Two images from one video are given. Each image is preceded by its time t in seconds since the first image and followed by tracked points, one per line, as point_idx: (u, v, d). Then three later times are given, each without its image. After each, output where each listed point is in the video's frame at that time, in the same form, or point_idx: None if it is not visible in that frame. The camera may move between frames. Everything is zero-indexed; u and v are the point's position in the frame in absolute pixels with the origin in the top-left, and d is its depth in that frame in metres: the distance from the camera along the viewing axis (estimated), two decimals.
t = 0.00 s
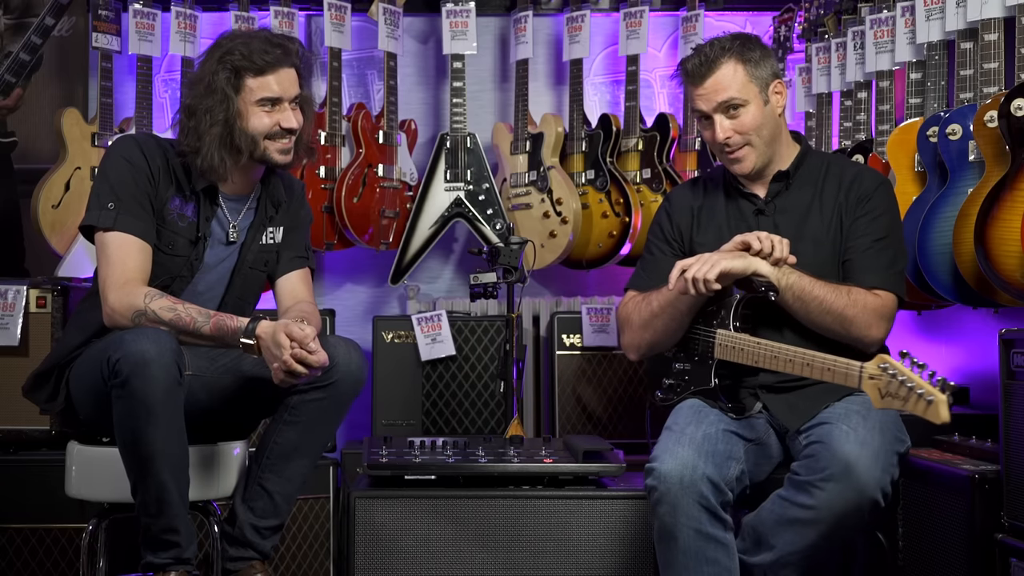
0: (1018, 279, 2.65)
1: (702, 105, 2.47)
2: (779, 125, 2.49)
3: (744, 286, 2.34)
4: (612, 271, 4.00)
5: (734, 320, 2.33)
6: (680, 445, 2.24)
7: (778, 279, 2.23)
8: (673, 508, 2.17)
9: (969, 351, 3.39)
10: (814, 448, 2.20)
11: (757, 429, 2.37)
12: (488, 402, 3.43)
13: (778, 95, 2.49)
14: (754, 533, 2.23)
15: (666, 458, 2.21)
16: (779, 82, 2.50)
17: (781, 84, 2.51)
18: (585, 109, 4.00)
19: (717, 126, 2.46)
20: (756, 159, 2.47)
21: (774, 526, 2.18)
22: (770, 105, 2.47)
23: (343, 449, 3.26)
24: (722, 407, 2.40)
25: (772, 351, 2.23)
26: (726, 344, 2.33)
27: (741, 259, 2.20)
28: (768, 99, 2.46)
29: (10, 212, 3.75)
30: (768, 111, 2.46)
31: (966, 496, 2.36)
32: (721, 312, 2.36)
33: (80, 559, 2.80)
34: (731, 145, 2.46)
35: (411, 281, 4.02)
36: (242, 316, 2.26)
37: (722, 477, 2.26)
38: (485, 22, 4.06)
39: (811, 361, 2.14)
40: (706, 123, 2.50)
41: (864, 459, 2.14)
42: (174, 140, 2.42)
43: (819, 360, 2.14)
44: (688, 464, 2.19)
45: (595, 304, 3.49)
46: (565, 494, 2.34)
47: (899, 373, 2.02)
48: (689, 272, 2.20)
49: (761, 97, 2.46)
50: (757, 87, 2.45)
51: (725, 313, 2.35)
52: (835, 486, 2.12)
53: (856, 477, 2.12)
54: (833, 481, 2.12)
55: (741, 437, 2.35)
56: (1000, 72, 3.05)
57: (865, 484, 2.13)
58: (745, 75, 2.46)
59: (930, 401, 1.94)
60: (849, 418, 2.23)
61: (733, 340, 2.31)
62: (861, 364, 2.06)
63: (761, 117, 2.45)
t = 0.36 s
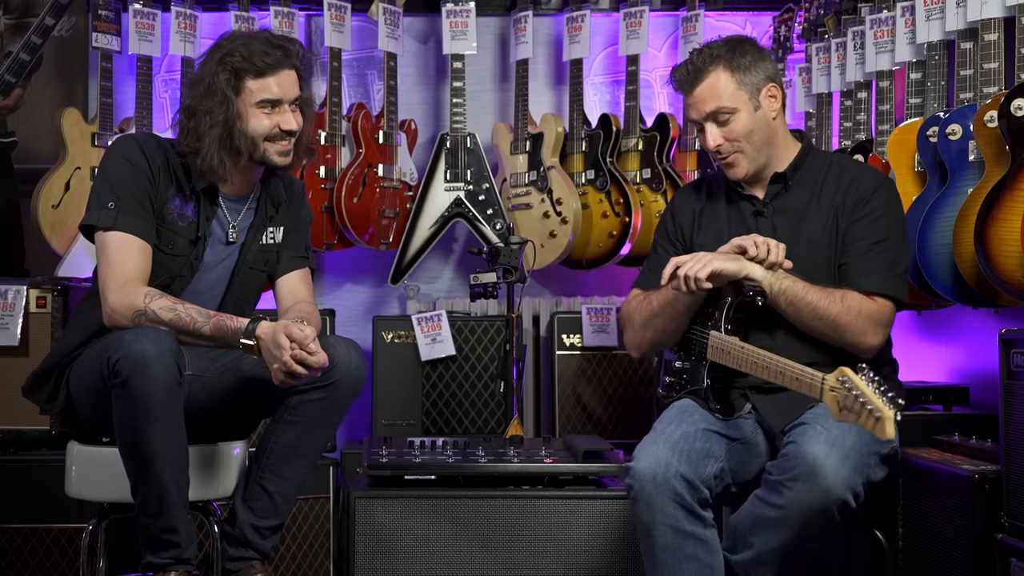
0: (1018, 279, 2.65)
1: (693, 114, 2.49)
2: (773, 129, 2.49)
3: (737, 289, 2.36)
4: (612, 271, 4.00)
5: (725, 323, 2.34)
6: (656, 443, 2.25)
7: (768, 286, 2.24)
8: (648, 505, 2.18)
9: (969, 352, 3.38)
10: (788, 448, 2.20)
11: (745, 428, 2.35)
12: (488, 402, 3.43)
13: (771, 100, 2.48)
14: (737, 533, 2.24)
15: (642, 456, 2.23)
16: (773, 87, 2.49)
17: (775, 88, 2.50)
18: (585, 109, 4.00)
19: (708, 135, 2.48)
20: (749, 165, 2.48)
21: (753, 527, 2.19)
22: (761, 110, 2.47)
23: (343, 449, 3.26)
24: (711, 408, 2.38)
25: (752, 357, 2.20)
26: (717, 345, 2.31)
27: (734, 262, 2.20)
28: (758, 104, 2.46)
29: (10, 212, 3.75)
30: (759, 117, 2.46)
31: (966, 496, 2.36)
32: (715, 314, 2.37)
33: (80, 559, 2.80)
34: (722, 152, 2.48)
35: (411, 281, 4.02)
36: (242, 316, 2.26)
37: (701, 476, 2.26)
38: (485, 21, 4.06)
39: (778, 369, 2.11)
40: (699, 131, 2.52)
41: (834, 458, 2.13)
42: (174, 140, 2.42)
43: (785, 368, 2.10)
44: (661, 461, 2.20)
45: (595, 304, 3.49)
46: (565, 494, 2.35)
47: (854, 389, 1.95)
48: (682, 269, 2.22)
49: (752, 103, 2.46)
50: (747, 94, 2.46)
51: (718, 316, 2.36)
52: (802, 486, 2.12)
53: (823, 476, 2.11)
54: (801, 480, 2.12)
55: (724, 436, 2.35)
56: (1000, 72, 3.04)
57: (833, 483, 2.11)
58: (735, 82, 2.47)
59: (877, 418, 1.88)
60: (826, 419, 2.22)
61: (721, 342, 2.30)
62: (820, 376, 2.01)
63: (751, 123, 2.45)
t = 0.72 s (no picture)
0: (1017, 279, 2.65)
1: (698, 101, 2.47)
2: (779, 123, 2.46)
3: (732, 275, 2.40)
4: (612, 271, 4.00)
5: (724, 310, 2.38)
6: (668, 435, 2.25)
7: (770, 270, 2.28)
8: (664, 496, 2.16)
9: (971, 352, 3.38)
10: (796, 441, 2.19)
11: (750, 423, 2.36)
12: (488, 402, 3.43)
13: (779, 93, 2.45)
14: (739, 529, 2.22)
15: (657, 448, 2.22)
16: (781, 81, 2.46)
17: (783, 81, 2.47)
18: (585, 109, 4.00)
19: (712, 123, 2.46)
20: (752, 156, 2.46)
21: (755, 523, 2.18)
22: (768, 102, 2.44)
23: (343, 449, 3.26)
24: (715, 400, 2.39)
25: (757, 334, 2.28)
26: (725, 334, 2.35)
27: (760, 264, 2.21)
28: (765, 95, 2.44)
29: (10, 212, 3.75)
30: (765, 108, 2.44)
31: (966, 496, 2.36)
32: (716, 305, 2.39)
33: (80, 559, 2.80)
34: (726, 141, 2.46)
35: (411, 281, 4.02)
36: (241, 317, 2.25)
37: (711, 469, 2.26)
38: (485, 21, 4.06)
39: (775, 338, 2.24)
40: (705, 119, 2.50)
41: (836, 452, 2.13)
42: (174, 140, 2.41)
43: (784, 338, 2.22)
44: (676, 453, 2.20)
45: (595, 305, 3.49)
46: (565, 494, 2.34)
47: (863, 344, 2.11)
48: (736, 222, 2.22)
49: (758, 93, 2.44)
50: (754, 84, 2.44)
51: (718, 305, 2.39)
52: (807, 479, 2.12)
53: (827, 469, 2.11)
54: (806, 473, 2.12)
55: (731, 430, 2.35)
56: (1000, 72, 3.05)
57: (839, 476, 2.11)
58: (742, 71, 2.45)
59: (890, 362, 2.07)
60: (832, 412, 2.21)
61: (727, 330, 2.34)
62: (826, 336, 2.14)
63: (756, 113, 2.43)
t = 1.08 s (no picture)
0: (1017, 279, 2.64)
1: (733, 88, 2.53)
2: (807, 120, 2.51)
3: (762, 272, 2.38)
4: (612, 271, 4.00)
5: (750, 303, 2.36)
6: (698, 436, 2.26)
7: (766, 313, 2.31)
8: (694, 496, 2.17)
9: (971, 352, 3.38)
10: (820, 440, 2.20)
11: (767, 421, 2.37)
12: (488, 402, 3.43)
13: (811, 92, 2.51)
14: (758, 528, 2.24)
15: (689, 449, 2.23)
16: (814, 79, 2.52)
17: (815, 81, 2.53)
18: (585, 109, 4.00)
19: (744, 110, 2.51)
20: (777, 148, 2.50)
21: (780, 525, 2.19)
22: (800, 98, 2.50)
23: (343, 449, 3.27)
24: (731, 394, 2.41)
25: (796, 328, 2.19)
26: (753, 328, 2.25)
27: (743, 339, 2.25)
28: (798, 91, 2.49)
29: (10, 212, 3.75)
30: (797, 103, 2.49)
31: (966, 496, 2.36)
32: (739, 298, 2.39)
33: (80, 559, 2.80)
34: (754, 130, 2.51)
35: (411, 281, 4.03)
36: (242, 317, 2.25)
37: (737, 470, 2.27)
38: (485, 21, 4.06)
39: (824, 329, 2.16)
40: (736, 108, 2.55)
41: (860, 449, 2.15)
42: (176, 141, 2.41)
43: (846, 328, 2.13)
44: (708, 456, 2.21)
45: (595, 304, 3.50)
46: (565, 494, 2.34)
47: (938, 331, 2.03)
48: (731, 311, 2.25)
49: (792, 88, 2.49)
50: (789, 78, 2.49)
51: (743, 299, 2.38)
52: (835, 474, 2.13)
53: (854, 466, 2.13)
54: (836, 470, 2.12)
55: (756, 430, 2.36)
56: (1000, 72, 3.05)
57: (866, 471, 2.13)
58: (779, 63, 2.51)
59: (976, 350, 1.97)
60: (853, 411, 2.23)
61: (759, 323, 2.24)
62: (897, 324, 2.08)
63: (788, 105, 2.48)
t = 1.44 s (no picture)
0: (1018, 280, 2.64)
1: (755, 88, 2.48)
2: (830, 123, 2.46)
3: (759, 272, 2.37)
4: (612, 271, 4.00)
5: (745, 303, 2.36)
6: (686, 433, 2.26)
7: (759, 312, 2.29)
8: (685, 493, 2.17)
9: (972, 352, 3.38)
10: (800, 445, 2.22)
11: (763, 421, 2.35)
12: (488, 402, 3.43)
13: (834, 93, 2.45)
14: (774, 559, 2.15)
15: (676, 447, 2.24)
16: (838, 81, 2.46)
17: (840, 82, 2.47)
18: (585, 109, 4.00)
19: (766, 111, 2.46)
20: (798, 151, 2.45)
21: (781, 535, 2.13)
22: (824, 99, 2.44)
23: (343, 449, 3.27)
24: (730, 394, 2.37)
25: (796, 325, 2.19)
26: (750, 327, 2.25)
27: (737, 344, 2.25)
28: (822, 92, 2.44)
29: (10, 212, 3.75)
30: (821, 104, 2.43)
31: (966, 496, 2.36)
32: (733, 300, 2.39)
33: (80, 559, 2.80)
34: (775, 131, 2.45)
35: (411, 281, 4.02)
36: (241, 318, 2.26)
37: (732, 466, 2.26)
38: (485, 21, 4.06)
39: (826, 326, 2.14)
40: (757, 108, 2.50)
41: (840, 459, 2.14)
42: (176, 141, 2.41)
43: (854, 324, 2.10)
44: (694, 451, 2.22)
45: (595, 305, 3.51)
46: (565, 494, 2.34)
47: (952, 319, 2.00)
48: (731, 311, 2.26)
49: (816, 89, 2.44)
50: (813, 79, 2.43)
51: (737, 300, 2.38)
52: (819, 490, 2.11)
53: (836, 476, 2.11)
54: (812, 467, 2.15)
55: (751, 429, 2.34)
56: (1000, 72, 3.05)
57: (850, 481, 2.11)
58: (804, 63, 2.45)
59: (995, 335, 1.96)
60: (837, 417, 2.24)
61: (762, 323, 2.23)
62: (909, 317, 2.03)
63: (811, 107, 2.43)
